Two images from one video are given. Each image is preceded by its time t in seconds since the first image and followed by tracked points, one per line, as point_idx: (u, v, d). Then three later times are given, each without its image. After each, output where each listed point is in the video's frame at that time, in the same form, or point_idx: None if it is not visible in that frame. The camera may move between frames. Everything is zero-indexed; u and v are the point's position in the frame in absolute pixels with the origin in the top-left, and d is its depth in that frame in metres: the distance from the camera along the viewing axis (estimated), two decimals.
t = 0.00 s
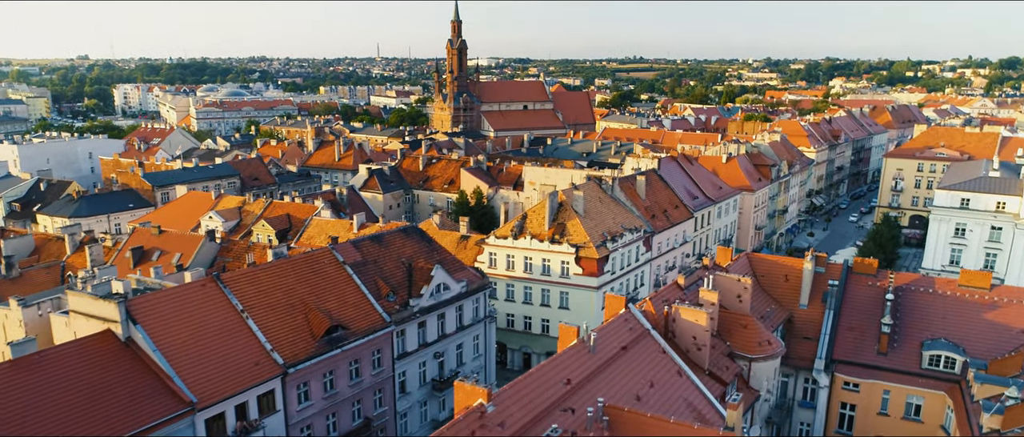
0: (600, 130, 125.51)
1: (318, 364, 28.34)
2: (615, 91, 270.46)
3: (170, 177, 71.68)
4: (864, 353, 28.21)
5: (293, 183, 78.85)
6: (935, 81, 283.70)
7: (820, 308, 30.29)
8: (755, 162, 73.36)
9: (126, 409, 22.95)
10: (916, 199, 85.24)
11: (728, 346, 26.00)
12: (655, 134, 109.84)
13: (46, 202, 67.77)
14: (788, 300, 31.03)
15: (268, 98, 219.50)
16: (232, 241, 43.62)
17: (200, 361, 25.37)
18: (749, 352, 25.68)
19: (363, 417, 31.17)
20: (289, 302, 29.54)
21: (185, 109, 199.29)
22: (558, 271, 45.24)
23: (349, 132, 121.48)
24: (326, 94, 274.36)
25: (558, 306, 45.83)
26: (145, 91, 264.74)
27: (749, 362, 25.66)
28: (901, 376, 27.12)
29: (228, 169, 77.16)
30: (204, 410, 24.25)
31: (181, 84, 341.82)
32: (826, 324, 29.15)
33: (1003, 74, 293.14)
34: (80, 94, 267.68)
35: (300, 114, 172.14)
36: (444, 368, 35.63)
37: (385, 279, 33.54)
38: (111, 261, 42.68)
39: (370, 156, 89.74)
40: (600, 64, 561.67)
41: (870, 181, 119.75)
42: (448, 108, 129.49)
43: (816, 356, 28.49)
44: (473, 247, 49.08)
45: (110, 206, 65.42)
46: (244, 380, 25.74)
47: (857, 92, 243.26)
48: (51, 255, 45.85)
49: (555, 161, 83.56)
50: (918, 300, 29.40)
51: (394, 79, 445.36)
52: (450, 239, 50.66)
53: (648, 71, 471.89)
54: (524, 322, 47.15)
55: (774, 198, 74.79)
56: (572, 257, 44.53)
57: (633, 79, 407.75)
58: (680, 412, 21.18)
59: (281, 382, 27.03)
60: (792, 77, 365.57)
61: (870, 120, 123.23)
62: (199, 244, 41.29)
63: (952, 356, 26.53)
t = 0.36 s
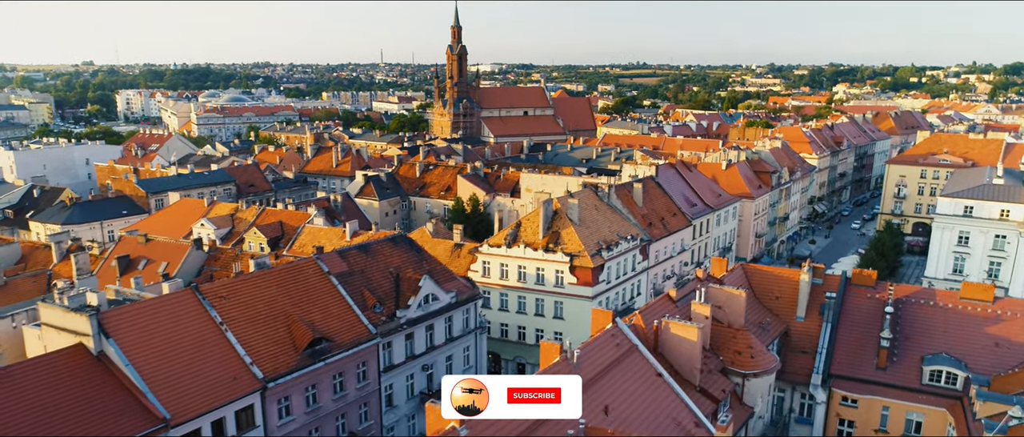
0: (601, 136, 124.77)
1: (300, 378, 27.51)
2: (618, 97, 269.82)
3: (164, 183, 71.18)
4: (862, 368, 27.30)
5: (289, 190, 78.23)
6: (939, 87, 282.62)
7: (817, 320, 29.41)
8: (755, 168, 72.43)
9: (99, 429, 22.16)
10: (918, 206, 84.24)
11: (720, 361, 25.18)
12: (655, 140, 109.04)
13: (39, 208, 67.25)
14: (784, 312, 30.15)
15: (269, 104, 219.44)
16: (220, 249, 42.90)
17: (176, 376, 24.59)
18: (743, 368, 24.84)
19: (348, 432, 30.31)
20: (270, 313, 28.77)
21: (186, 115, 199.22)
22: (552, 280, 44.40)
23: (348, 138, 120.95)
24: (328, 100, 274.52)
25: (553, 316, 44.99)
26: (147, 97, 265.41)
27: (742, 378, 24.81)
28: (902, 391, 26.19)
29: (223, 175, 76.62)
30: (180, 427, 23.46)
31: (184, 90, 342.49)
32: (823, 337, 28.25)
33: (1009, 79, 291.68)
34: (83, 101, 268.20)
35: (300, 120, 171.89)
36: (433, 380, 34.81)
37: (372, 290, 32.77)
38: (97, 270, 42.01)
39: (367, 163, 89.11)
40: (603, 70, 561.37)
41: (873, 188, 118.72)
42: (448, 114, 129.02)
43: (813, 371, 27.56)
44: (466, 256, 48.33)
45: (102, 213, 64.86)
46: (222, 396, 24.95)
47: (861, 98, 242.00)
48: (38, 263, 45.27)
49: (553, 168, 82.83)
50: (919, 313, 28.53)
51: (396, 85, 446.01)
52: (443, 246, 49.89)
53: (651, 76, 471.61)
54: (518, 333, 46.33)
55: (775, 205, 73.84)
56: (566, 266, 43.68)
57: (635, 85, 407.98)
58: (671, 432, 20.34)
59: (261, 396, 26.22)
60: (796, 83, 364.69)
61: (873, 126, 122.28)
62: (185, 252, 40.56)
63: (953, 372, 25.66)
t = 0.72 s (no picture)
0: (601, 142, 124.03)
1: (280, 393, 26.65)
2: (620, 103, 269.07)
3: (158, 190, 70.61)
4: (860, 384, 26.38)
5: (285, 197, 77.56)
6: (942, 92, 281.65)
7: (814, 334, 28.52)
8: (756, 175, 71.58)
9: None
10: (921, 213, 83.29)
11: (712, 377, 24.29)
12: (655, 146, 108.24)
13: (32, 216, 66.69)
14: (780, 325, 29.28)
15: (270, 109, 219.33)
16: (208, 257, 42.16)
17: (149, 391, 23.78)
18: (735, 384, 23.95)
19: None
20: (250, 326, 28.01)
21: (187, 120, 199.00)
22: (546, 290, 43.57)
23: (347, 144, 120.43)
24: (330, 105, 274.56)
25: (546, 327, 44.13)
26: (149, 102, 265.72)
27: (736, 394, 23.91)
28: (901, 409, 25.26)
29: (218, 182, 76.04)
30: None
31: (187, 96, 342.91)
32: (820, 352, 27.35)
33: (1013, 85, 290.32)
34: (86, 106, 268.48)
35: (301, 126, 171.59)
36: (421, 393, 33.89)
37: (357, 302, 31.98)
38: (83, 280, 41.30)
39: (365, 169, 88.47)
40: (606, 75, 561.32)
41: (875, 195, 117.73)
42: (447, 120, 128.41)
43: (810, 387, 26.65)
44: (460, 265, 47.58)
45: (95, 220, 64.27)
46: (198, 411, 24.14)
47: (863, 104, 241.14)
48: (24, 272, 44.65)
49: (552, 175, 82.07)
50: (919, 327, 27.66)
51: (398, 91, 446.28)
52: (436, 255, 49.16)
53: (654, 82, 471.29)
54: (511, 343, 45.51)
55: (776, 212, 72.96)
56: (560, 275, 42.85)
57: (638, 91, 407.70)
58: None
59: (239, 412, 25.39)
60: (798, 88, 363.93)
61: (876, 132, 121.33)
62: (171, 261, 39.81)
63: (954, 389, 24.79)
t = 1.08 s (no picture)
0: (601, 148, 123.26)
1: (258, 408, 25.81)
2: (622, 109, 268.22)
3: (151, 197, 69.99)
4: (858, 400, 25.50)
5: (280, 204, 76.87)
6: (945, 98, 280.43)
7: (810, 348, 27.65)
8: (755, 182, 70.73)
9: None
10: (923, 220, 82.34)
11: (703, 393, 23.43)
12: (655, 153, 107.43)
13: (23, 223, 66.15)
14: (775, 339, 28.43)
15: (270, 115, 218.84)
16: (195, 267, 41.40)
17: (119, 407, 22.95)
18: (727, 401, 23.09)
19: None
20: (230, 339, 27.23)
21: (187, 126, 198.48)
22: (539, 300, 42.74)
23: (346, 150, 119.79)
24: (331, 111, 274.16)
25: (540, 337, 43.26)
26: (150, 108, 265.73)
27: (728, 412, 23.03)
28: (900, 427, 24.39)
29: (213, 189, 75.40)
30: None
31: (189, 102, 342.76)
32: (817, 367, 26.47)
33: (1017, 91, 288.98)
34: (88, 112, 268.24)
35: (300, 132, 171.01)
36: (408, 407, 32.93)
37: (342, 314, 31.19)
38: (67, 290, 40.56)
39: (362, 175, 87.78)
40: (608, 81, 560.92)
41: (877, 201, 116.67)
42: (446, 126, 127.63)
43: (806, 403, 25.76)
44: (452, 274, 46.83)
45: (86, 228, 63.64)
46: (172, 428, 23.27)
47: (866, 110, 239.99)
48: (9, 281, 44.00)
49: (549, 181, 81.31)
50: (919, 341, 26.73)
51: (400, 97, 446.22)
52: (428, 264, 48.40)
53: (657, 88, 470.36)
54: (504, 354, 44.71)
55: (776, 220, 72.11)
56: (553, 285, 42.01)
57: (640, 97, 406.95)
58: None
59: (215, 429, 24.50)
60: (801, 94, 362.98)
61: (878, 138, 120.35)
62: (157, 270, 39.06)
63: (954, 406, 23.91)
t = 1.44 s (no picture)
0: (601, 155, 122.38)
1: (235, 425, 25.00)
2: (624, 115, 266.95)
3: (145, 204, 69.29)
4: (856, 417, 24.61)
5: (275, 210, 76.07)
6: (948, 105, 279.20)
7: (806, 362, 26.77)
8: (755, 189, 69.86)
9: None
10: (925, 228, 81.35)
11: (694, 411, 22.53)
12: (655, 159, 106.54)
13: (14, 230, 65.46)
14: (770, 353, 27.54)
15: (271, 121, 218.17)
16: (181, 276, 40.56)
17: (88, 426, 22.11)
18: (718, 419, 22.18)
19: None
20: (207, 353, 26.44)
21: (187, 132, 197.78)
22: (532, 310, 41.89)
23: (344, 156, 119.04)
24: (332, 117, 273.48)
25: (532, 348, 42.39)
26: (151, 114, 265.39)
27: (720, 430, 22.13)
28: None
29: (207, 195, 74.64)
30: None
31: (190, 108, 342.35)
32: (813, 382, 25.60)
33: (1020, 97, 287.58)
34: (89, 118, 267.73)
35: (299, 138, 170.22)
36: (395, 421, 32.07)
37: (326, 326, 30.37)
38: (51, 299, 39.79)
39: (359, 182, 86.96)
40: (610, 87, 560.05)
41: (879, 208, 115.57)
42: (445, 132, 126.71)
43: (801, 420, 24.88)
44: (444, 283, 45.95)
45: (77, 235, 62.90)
46: None
47: (868, 116, 238.80)
48: None
49: (547, 188, 80.45)
50: (919, 356, 25.85)
51: (402, 102, 445.87)
52: (420, 273, 47.52)
53: (659, 94, 469.32)
54: (497, 365, 43.84)
55: (776, 227, 71.19)
56: (546, 295, 41.19)
57: (642, 102, 405.94)
58: None
59: None
60: (804, 100, 361.74)
61: (880, 145, 119.35)
62: (141, 280, 38.21)
63: (955, 424, 23.04)
